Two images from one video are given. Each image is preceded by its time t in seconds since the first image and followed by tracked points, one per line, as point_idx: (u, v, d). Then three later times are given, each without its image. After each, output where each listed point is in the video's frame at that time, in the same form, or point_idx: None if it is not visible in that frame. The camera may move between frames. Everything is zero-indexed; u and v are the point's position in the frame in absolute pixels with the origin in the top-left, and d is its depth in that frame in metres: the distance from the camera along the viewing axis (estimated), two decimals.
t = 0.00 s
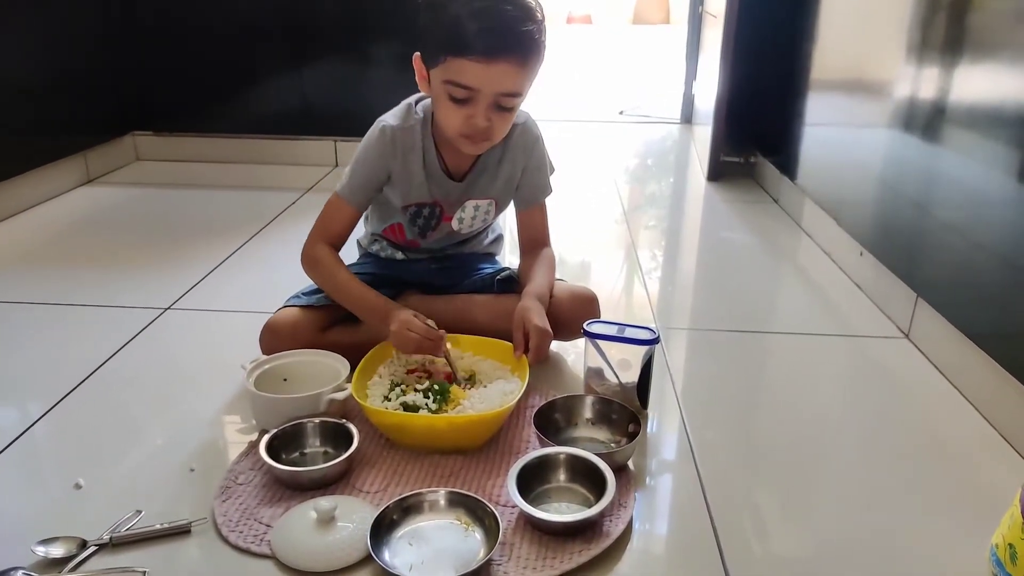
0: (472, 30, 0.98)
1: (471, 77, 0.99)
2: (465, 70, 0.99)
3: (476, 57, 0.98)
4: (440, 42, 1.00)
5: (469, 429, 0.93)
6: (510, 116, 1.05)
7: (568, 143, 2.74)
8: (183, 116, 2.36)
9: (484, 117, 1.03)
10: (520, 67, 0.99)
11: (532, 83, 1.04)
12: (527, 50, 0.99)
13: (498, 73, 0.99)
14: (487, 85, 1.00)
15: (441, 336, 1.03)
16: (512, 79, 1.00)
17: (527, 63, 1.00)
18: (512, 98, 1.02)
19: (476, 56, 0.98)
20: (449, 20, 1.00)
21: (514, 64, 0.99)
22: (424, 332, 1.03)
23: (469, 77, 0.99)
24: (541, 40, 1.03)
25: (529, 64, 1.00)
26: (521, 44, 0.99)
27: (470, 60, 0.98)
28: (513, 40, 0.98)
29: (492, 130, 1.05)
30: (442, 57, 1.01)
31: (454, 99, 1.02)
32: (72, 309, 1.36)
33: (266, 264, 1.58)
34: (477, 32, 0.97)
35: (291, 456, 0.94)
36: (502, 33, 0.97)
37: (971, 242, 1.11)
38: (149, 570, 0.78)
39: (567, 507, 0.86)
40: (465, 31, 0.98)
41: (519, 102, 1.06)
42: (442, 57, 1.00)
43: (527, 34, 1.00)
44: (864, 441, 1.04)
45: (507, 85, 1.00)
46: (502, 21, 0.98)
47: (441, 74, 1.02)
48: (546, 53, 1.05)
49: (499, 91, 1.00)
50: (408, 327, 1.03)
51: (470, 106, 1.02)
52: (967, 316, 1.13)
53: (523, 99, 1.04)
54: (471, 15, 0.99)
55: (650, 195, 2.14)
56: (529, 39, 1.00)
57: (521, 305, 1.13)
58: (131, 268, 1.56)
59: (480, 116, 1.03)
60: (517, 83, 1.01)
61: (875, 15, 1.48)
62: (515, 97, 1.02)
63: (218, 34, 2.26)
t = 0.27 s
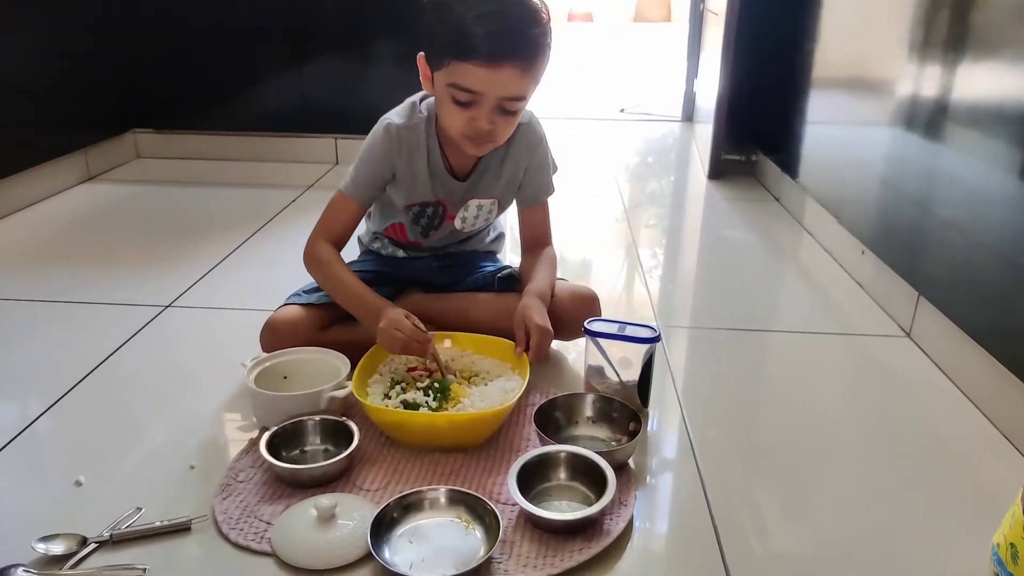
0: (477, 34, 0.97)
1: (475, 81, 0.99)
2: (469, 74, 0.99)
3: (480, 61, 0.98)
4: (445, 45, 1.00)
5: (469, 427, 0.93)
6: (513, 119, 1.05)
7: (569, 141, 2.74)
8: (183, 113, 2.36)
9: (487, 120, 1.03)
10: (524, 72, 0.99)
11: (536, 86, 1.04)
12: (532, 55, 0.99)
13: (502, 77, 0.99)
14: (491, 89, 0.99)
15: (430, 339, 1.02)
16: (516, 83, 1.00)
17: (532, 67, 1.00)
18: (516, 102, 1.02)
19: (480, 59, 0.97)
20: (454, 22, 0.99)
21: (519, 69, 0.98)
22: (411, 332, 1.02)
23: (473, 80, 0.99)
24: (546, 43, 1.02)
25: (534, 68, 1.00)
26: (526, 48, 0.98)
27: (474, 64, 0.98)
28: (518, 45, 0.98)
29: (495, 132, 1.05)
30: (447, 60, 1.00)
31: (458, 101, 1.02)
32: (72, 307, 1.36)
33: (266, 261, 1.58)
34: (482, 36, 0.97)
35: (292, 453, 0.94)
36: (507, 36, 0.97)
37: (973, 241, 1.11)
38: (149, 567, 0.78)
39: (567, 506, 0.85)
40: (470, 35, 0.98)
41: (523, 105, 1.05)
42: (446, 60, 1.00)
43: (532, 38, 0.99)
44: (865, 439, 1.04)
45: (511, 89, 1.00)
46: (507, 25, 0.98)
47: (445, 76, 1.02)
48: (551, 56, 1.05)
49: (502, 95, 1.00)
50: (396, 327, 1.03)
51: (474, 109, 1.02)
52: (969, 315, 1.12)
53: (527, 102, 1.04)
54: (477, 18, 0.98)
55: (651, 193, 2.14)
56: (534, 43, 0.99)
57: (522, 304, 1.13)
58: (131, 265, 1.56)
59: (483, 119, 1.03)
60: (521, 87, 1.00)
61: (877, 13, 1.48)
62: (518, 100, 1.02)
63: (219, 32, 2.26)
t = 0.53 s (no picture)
0: (489, 30, 0.97)
1: (486, 77, 0.99)
2: (480, 70, 0.99)
3: (491, 57, 0.97)
4: (457, 39, 1.00)
5: (472, 422, 0.93)
6: (522, 116, 1.05)
7: (574, 138, 2.73)
8: (188, 108, 2.36)
9: (496, 116, 1.03)
10: (535, 70, 0.99)
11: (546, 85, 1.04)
12: (544, 53, 0.99)
13: (513, 75, 0.98)
14: (501, 86, 0.99)
15: (406, 329, 1.02)
16: (526, 80, 0.99)
17: (543, 65, 1.00)
18: (526, 100, 1.02)
19: (492, 56, 0.97)
20: (468, 18, 0.99)
21: (530, 66, 0.98)
22: (387, 318, 1.02)
23: (484, 76, 0.99)
24: (559, 43, 1.02)
25: (545, 66, 1.00)
26: (538, 46, 0.98)
27: (485, 60, 0.98)
28: (530, 43, 0.97)
29: (503, 129, 1.04)
30: (458, 54, 1.00)
31: (468, 97, 1.02)
32: (76, 300, 1.37)
33: (270, 256, 1.58)
34: (495, 32, 0.97)
35: (295, 448, 0.94)
36: (520, 34, 0.97)
37: (979, 241, 1.11)
38: (153, 560, 0.78)
39: (570, 502, 0.85)
40: (483, 31, 0.97)
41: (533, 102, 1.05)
42: (458, 55, 1.00)
43: (545, 36, 0.99)
44: (869, 438, 1.04)
45: (521, 87, 1.00)
46: (521, 22, 0.97)
47: (456, 70, 1.01)
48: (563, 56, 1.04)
49: (512, 92, 1.00)
50: (373, 312, 1.02)
51: (483, 105, 1.02)
52: (974, 314, 1.12)
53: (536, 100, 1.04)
54: (492, 14, 0.98)
55: (655, 190, 2.13)
56: (546, 42, 0.99)
57: (524, 300, 1.13)
58: (136, 260, 1.56)
59: (492, 115, 1.02)
60: (531, 85, 1.00)
61: (884, 11, 1.47)
62: (528, 98, 1.02)
63: (225, 27, 2.26)
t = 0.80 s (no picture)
0: (498, 28, 0.97)
1: (493, 75, 0.99)
2: (487, 68, 0.99)
3: (499, 54, 0.97)
4: (466, 38, 1.00)
5: (474, 423, 0.93)
6: (528, 116, 1.05)
7: (574, 139, 2.73)
8: (189, 110, 2.36)
9: (502, 115, 1.02)
10: (543, 69, 0.99)
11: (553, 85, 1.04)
12: (551, 52, 0.99)
13: (520, 73, 0.98)
14: (508, 84, 0.99)
15: (425, 331, 1.02)
16: (533, 79, 0.99)
17: (550, 64, 1.00)
18: (533, 99, 1.02)
19: (500, 54, 0.97)
20: (476, 17, 1.00)
21: (537, 65, 0.98)
22: (405, 323, 1.02)
23: (491, 74, 0.99)
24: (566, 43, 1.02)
25: (552, 66, 1.00)
26: (546, 45, 0.98)
27: (493, 58, 0.98)
28: (538, 42, 0.98)
29: (509, 128, 1.04)
30: (466, 52, 1.00)
31: (475, 95, 1.02)
32: (78, 302, 1.37)
33: (271, 258, 1.59)
34: (503, 31, 0.97)
35: (296, 450, 0.94)
36: (528, 34, 0.97)
37: (980, 241, 1.11)
38: (155, 562, 0.79)
39: (571, 503, 0.85)
40: (491, 30, 0.98)
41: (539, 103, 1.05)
42: (467, 53, 1.00)
43: (552, 36, 0.99)
44: (870, 438, 1.04)
45: (527, 86, 1.00)
46: (530, 22, 0.98)
47: (463, 69, 1.01)
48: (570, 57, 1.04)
49: (519, 91, 1.00)
50: (390, 319, 1.02)
51: (490, 103, 1.02)
52: (975, 314, 1.12)
53: (543, 100, 1.04)
54: (500, 13, 0.98)
55: (655, 191, 2.13)
56: (554, 41, 0.99)
57: (525, 301, 1.13)
58: (136, 262, 1.56)
59: (498, 114, 1.02)
60: (538, 85, 1.00)
61: (883, 11, 1.48)
62: (535, 97, 1.02)
63: (225, 29, 2.26)
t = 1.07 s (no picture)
0: (497, 27, 0.98)
1: (493, 74, 0.99)
2: (487, 67, 0.99)
3: (499, 53, 0.98)
4: (465, 38, 1.01)
5: (478, 423, 0.94)
6: (530, 116, 1.05)
7: (579, 139, 2.73)
8: (196, 111, 2.37)
9: (504, 115, 1.03)
10: (542, 67, 0.99)
11: (554, 85, 1.04)
12: (551, 50, 0.99)
13: (520, 71, 0.99)
14: (508, 83, 0.99)
15: (452, 347, 1.03)
16: (533, 78, 1.00)
17: (549, 63, 1.00)
18: (533, 98, 1.02)
19: (499, 53, 0.98)
20: (476, 17, 1.00)
21: (536, 63, 0.99)
22: (433, 338, 1.02)
23: (491, 73, 0.99)
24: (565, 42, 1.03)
25: (552, 64, 1.00)
26: (544, 44, 0.99)
27: (492, 57, 0.98)
28: (537, 40, 0.98)
29: (511, 128, 1.04)
30: (466, 52, 1.01)
31: (475, 95, 1.02)
32: (85, 302, 1.38)
33: (277, 258, 1.59)
34: (502, 30, 0.98)
35: (302, 448, 0.94)
36: (527, 32, 0.98)
37: (986, 241, 1.11)
38: (161, 559, 0.79)
39: (575, 503, 0.86)
40: (491, 30, 0.98)
41: (540, 102, 1.05)
42: (466, 53, 1.01)
43: (551, 35, 1.00)
44: (875, 439, 1.04)
45: (527, 84, 1.00)
46: (529, 20, 0.98)
47: (463, 69, 1.02)
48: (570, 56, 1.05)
49: (519, 90, 1.00)
50: (418, 332, 1.03)
51: (491, 103, 1.02)
52: (981, 314, 1.12)
53: (543, 99, 1.04)
54: (499, 13, 0.99)
55: (661, 191, 2.13)
56: (552, 39, 1.00)
57: (528, 301, 1.13)
58: (144, 262, 1.57)
59: (500, 113, 1.02)
60: (539, 83, 1.00)
61: (889, 11, 1.47)
62: (535, 96, 1.02)
63: (232, 30, 2.27)
